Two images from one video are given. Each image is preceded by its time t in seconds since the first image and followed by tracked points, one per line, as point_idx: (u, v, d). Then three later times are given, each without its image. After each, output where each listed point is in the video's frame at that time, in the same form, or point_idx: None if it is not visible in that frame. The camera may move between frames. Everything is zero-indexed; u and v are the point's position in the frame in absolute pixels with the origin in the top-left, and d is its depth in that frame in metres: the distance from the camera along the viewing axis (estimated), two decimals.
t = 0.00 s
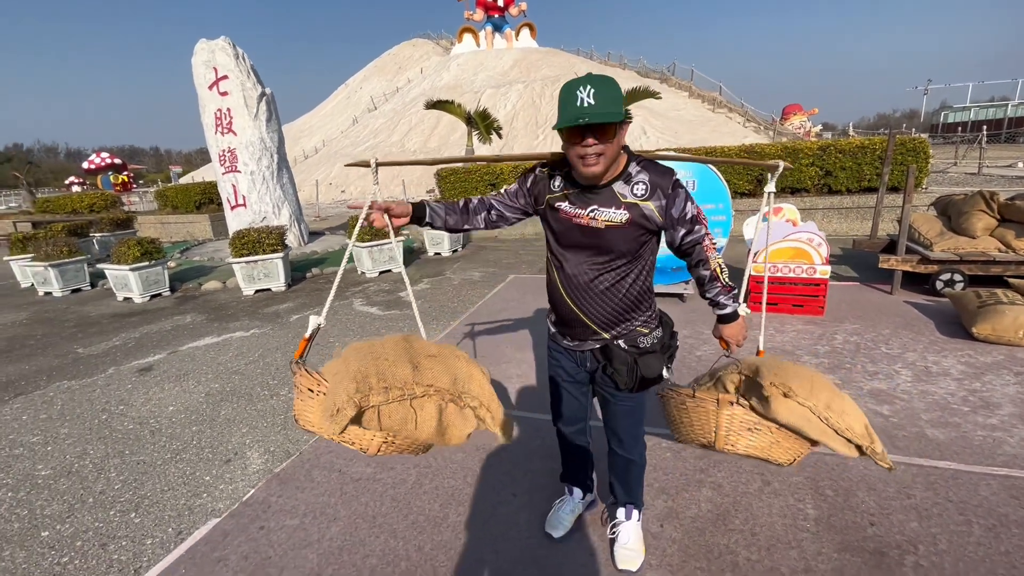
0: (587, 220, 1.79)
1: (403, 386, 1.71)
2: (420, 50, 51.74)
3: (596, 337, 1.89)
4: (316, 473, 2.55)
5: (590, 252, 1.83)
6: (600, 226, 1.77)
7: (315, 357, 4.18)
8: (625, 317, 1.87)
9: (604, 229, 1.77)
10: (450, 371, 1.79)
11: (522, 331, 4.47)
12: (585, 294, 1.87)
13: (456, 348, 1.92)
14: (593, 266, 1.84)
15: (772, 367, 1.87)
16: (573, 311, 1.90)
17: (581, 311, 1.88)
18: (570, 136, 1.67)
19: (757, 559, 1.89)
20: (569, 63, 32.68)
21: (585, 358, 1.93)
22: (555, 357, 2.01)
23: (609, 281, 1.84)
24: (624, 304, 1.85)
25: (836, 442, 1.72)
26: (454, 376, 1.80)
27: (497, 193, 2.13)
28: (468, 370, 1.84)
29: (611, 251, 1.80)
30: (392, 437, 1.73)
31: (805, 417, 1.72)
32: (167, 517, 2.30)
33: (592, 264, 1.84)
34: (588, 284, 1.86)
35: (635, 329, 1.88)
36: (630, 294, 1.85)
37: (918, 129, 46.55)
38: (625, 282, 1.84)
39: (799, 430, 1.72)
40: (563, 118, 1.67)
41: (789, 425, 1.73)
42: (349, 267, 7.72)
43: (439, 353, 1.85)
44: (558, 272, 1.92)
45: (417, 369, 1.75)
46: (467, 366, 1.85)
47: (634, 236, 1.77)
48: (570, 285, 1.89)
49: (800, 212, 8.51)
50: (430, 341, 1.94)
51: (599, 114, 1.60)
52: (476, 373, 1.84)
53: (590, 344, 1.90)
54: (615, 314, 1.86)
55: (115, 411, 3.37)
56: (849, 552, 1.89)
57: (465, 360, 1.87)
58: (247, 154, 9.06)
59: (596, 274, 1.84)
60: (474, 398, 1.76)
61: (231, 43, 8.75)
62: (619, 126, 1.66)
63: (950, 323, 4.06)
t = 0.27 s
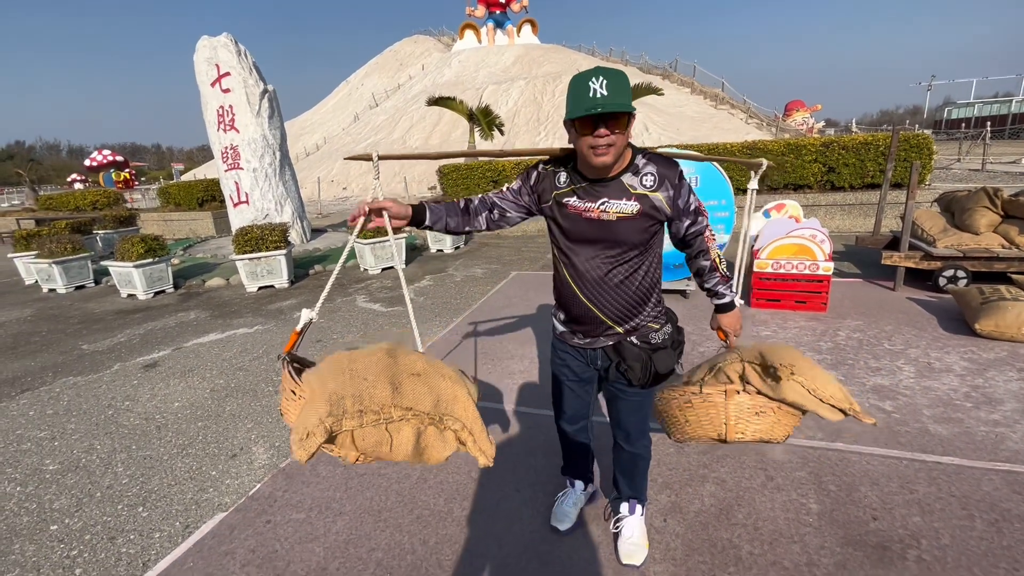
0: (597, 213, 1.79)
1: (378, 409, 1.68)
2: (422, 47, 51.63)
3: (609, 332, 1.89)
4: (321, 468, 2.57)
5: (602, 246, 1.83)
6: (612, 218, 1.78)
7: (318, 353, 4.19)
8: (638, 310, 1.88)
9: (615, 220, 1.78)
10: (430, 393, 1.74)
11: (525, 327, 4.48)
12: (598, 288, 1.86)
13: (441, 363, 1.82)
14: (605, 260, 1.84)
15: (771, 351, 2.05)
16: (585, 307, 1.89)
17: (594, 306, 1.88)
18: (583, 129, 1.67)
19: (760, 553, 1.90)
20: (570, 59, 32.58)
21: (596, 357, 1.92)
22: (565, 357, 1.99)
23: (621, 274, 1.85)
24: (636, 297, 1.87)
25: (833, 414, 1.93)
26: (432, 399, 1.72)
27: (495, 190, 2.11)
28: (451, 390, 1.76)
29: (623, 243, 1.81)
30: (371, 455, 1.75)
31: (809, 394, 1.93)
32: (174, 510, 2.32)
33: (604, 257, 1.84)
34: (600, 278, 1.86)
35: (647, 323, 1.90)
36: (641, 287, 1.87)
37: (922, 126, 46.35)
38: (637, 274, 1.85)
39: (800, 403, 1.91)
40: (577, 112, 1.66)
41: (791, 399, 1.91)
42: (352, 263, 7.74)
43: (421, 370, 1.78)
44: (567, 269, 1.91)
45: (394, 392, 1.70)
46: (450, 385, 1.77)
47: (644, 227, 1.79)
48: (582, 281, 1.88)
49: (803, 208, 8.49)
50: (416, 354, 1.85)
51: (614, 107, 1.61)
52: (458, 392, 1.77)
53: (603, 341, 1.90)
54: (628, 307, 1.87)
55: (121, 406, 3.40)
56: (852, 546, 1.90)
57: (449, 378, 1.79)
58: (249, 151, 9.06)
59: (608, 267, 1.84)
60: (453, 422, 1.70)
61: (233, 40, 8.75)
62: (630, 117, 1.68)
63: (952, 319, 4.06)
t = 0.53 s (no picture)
0: (584, 208, 1.79)
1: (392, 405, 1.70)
2: (421, 43, 51.51)
3: (599, 325, 1.90)
4: (323, 464, 2.58)
5: (588, 240, 1.83)
6: (598, 212, 1.79)
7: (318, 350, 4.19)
8: (625, 301, 1.90)
9: (602, 214, 1.79)
10: (440, 387, 1.76)
11: (525, 324, 4.49)
12: (587, 282, 1.86)
13: (451, 358, 1.86)
14: (592, 253, 1.84)
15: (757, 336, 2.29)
16: (575, 302, 1.88)
17: (584, 300, 1.87)
18: (577, 129, 1.67)
19: (759, 548, 1.91)
20: (571, 56, 32.52)
21: (586, 349, 1.92)
22: (555, 351, 1.98)
23: (609, 266, 1.86)
24: (624, 288, 1.88)
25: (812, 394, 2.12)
26: (444, 393, 1.75)
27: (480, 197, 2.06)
28: (460, 384, 1.78)
29: (610, 236, 1.82)
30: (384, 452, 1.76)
31: (789, 375, 2.15)
32: (178, 506, 2.33)
33: (591, 251, 1.84)
34: (589, 272, 1.86)
35: (634, 312, 1.92)
36: (628, 278, 1.89)
37: (922, 123, 46.32)
38: (624, 266, 1.87)
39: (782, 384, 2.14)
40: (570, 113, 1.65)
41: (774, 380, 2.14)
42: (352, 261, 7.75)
43: (429, 365, 1.81)
44: (555, 264, 1.90)
45: (405, 386, 1.73)
46: (459, 379, 1.80)
47: (630, 220, 1.81)
48: (570, 276, 1.88)
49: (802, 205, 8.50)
50: (424, 351, 1.89)
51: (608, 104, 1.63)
52: (468, 386, 1.79)
53: (593, 333, 1.90)
54: (617, 299, 1.88)
55: (123, 403, 3.41)
56: (851, 541, 1.92)
57: (458, 373, 1.81)
58: (249, 148, 9.06)
59: (596, 261, 1.85)
60: (467, 416, 1.72)
61: (233, 36, 8.74)
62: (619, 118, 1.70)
63: (951, 316, 4.08)
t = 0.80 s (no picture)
0: (573, 205, 1.80)
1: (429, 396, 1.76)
2: (420, 41, 51.40)
3: (589, 318, 1.91)
4: (324, 460, 2.59)
5: (577, 235, 1.84)
6: (587, 208, 1.80)
7: (318, 347, 4.19)
8: (613, 294, 1.93)
9: (591, 210, 1.80)
10: (468, 373, 1.86)
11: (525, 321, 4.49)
12: (576, 277, 1.87)
13: (471, 349, 1.99)
14: (581, 248, 1.85)
15: (736, 319, 2.50)
16: (565, 296, 1.89)
17: (573, 295, 1.89)
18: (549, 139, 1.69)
19: (758, 542, 1.93)
20: (570, 54, 32.45)
21: (576, 342, 1.94)
22: (546, 345, 2.00)
23: (597, 261, 1.87)
24: (612, 281, 1.91)
25: (784, 369, 2.37)
26: (475, 380, 1.85)
27: (472, 199, 2.05)
28: (485, 370, 1.90)
29: (599, 231, 1.83)
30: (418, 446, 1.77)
31: (768, 355, 2.39)
32: (179, 502, 2.34)
33: (580, 246, 1.85)
34: (578, 267, 1.87)
35: (621, 304, 1.95)
36: (615, 271, 1.91)
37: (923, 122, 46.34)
38: (611, 259, 1.89)
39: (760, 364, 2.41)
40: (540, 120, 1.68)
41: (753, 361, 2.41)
42: (352, 258, 7.76)
43: (453, 356, 1.93)
44: (545, 261, 1.90)
45: (435, 374, 1.82)
46: (484, 367, 1.92)
47: (617, 215, 1.83)
48: (560, 271, 1.88)
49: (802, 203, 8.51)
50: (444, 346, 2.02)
51: (576, 119, 1.63)
52: (493, 371, 1.92)
53: (583, 327, 1.92)
54: (605, 292, 1.91)
55: (124, 400, 3.41)
56: (849, 536, 1.93)
57: (481, 360, 1.95)
58: (249, 145, 9.04)
59: (585, 255, 1.86)
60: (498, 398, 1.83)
61: (232, 33, 8.72)
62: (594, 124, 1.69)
63: (950, 314, 4.09)
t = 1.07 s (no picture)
0: (579, 207, 1.79)
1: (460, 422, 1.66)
2: (420, 38, 51.30)
3: (591, 318, 1.92)
4: (323, 458, 2.59)
5: (582, 236, 1.84)
6: (593, 210, 1.80)
7: (318, 346, 4.19)
8: (614, 294, 1.94)
9: (596, 212, 1.80)
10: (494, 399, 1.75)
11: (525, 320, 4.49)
12: (580, 278, 1.87)
13: (492, 371, 1.88)
14: (586, 250, 1.85)
15: (721, 311, 2.85)
16: (569, 297, 1.89)
17: (577, 295, 1.89)
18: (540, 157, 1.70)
19: (756, 542, 1.93)
20: (570, 51, 32.37)
21: (578, 342, 1.94)
22: (548, 345, 1.99)
23: (601, 262, 1.88)
24: (614, 282, 1.92)
25: (765, 354, 2.71)
26: (503, 403, 1.74)
27: (475, 203, 2.04)
28: (510, 392, 1.79)
29: (603, 232, 1.84)
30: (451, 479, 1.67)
31: (753, 342, 2.72)
32: (178, 500, 2.34)
33: (585, 248, 1.85)
34: (582, 268, 1.87)
35: (621, 303, 1.96)
36: (617, 271, 1.93)
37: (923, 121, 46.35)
38: (614, 260, 1.91)
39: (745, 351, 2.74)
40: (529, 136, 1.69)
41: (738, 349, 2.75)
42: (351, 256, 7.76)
43: (475, 382, 1.82)
44: (549, 262, 1.89)
45: (462, 406, 1.70)
46: (508, 389, 1.81)
47: (621, 217, 1.84)
48: (564, 273, 1.87)
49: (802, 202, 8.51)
50: (466, 369, 1.89)
51: (562, 142, 1.62)
52: (517, 393, 1.80)
53: (586, 327, 1.92)
54: (607, 292, 1.92)
55: (123, 398, 3.41)
56: (846, 535, 1.94)
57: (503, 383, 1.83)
58: (248, 143, 9.03)
59: (589, 257, 1.86)
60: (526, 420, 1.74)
61: (231, 31, 8.70)
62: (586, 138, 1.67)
63: (949, 314, 4.10)
